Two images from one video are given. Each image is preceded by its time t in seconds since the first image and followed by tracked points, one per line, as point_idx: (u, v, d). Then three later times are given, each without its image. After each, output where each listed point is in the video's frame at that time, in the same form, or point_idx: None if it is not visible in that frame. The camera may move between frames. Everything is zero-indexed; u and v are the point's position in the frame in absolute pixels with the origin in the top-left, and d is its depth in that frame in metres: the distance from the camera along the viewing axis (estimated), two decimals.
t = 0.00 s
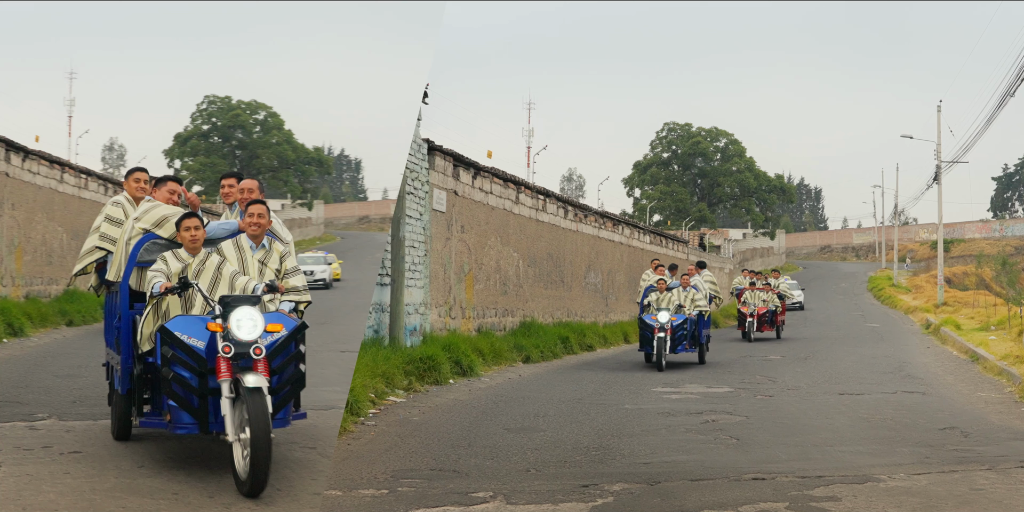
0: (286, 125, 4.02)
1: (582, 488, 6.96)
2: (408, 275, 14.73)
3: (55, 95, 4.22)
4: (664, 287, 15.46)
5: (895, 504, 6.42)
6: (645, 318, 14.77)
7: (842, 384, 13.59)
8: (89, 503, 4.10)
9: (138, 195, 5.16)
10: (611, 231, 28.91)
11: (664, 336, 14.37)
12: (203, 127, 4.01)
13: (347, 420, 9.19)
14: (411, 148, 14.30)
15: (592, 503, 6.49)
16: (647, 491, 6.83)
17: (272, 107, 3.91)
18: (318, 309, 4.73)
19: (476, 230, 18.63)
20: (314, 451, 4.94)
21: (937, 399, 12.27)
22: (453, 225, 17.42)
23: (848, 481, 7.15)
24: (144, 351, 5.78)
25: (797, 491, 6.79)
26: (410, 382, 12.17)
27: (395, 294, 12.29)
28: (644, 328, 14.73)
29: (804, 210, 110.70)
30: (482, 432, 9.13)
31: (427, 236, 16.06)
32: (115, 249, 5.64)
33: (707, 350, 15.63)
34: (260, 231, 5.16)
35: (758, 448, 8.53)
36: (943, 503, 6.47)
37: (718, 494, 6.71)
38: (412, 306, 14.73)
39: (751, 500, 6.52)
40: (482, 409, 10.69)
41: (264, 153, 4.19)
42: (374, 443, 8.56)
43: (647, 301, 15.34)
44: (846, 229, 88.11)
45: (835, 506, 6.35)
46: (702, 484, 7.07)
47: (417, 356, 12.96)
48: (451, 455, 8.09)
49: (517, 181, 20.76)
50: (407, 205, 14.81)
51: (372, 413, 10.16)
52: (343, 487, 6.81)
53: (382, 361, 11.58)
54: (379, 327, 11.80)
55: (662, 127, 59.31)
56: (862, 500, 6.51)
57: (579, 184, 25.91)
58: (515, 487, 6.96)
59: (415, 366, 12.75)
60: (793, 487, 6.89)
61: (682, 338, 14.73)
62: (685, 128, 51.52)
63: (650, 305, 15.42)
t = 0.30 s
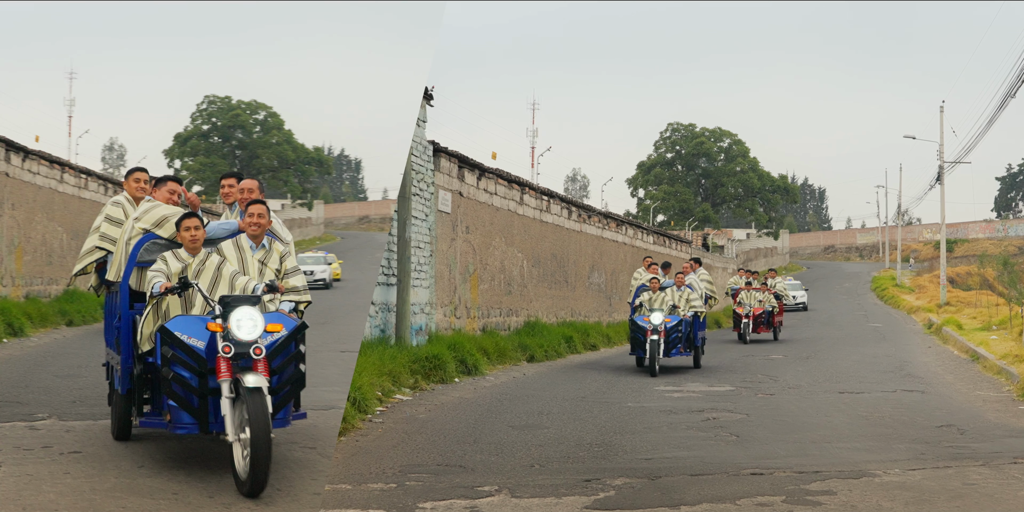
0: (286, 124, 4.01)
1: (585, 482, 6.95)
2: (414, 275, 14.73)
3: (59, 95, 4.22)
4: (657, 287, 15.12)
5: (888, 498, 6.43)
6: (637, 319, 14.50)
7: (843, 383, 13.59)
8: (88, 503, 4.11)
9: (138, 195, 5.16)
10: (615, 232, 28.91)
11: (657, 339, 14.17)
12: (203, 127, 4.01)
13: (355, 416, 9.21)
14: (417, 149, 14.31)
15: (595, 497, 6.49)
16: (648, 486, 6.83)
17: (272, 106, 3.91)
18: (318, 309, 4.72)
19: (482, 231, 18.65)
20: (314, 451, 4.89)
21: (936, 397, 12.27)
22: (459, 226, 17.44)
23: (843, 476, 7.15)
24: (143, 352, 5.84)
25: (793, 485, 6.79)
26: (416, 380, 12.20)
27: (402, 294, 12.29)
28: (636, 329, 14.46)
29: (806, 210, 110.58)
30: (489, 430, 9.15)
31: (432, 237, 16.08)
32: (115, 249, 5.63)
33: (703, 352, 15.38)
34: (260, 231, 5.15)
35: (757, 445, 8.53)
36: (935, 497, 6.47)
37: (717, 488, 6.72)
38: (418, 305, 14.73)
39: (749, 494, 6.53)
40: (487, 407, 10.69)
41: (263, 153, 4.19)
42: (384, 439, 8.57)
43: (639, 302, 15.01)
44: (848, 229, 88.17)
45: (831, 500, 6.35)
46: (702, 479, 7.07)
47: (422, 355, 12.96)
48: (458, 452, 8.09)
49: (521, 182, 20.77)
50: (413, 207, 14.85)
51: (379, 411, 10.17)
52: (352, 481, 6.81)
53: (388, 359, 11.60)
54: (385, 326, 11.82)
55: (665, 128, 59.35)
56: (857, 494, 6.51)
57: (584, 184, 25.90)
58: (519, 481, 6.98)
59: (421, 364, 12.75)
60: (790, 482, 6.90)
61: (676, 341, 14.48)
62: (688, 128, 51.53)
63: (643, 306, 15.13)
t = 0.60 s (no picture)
0: (286, 124, 4.01)
1: (583, 478, 6.96)
2: (417, 274, 14.73)
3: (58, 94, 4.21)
4: (646, 286, 14.41)
5: (877, 492, 6.43)
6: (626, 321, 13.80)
7: (841, 382, 13.61)
8: (88, 503, 4.11)
9: (139, 195, 5.16)
10: (616, 232, 28.91)
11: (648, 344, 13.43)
12: (203, 127, 4.01)
13: (360, 413, 9.22)
14: (420, 149, 14.32)
15: (593, 492, 6.49)
16: (645, 481, 6.84)
17: (272, 106, 3.91)
18: (318, 309, 4.72)
19: (484, 231, 18.64)
20: (314, 451, 4.84)
21: (932, 396, 12.28)
22: (461, 226, 17.43)
23: (836, 472, 7.16)
24: (144, 351, 5.87)
25: (787, 480, 6.80)
26: (419, 379, 12.20)
27: (405, 293, 12.30)
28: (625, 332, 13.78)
29: (808, 210, 110.42)
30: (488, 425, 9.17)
31: (435, 237, 16.06)
32: (115, 249, 5.61)
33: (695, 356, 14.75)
34: (261, 231, 5.14)
35: (754, 442, 8.54)
36: (925, 492, 6.48)
37: (713, 483, 6.73)
38: (421, 305, 14.74)
39: (743, 488, 6.55)
40: (488, 405, 10.69)
41: (263, 153, 4.19)
42: (389, 436, 8.57)
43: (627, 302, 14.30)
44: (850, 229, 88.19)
45: (822, 495, 6.35)
46: (697, 474, 7.07)
47: (425, 354, 12.96)
48: (462, 448, 8.09)
49: (523, 183, 20.77)
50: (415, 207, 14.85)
51: (382, 408, 10.18)
52: (357, 476, 6.81)
53: (392, 358, 11.60)
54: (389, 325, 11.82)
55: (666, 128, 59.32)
56: (847, 489, 6.52)
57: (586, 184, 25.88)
58: (519, 476, 6.99)
59: (423, 363, 12.75)
60: (783, 477, 6.90)
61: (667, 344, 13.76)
62: (690, 128, 51.49)
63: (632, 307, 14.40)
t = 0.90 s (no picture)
0: (286, 124, 4.01)
1: (580, 473, 6.96)
2: (418, 275, 14.74)
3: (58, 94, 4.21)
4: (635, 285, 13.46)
5: (865, 487, 6.44)
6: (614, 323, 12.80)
7: (838, 381, 13.62)
8: (88, 503, 4.11)
9: (139, 195, 5.16)
10: (616, 232, 28.92)
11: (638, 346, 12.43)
12: (203, 127, 4.01)
13: (362, 411, 9.22)
14: (422, 151, 14.31)
15: (590, 486, 6.50)
16: (640, 476, 6.84)
17: (272, 106, 3.90)
18: (318, 309, 4.72)
19: (485, 232, 18.64)
20: (314, 451, 4.83)
21: (926, 395, 12.29)
22: (462, 227, 17.43)
23: (827, 468, 7.16)
24: (144, 351, 5.86)
25: (778, 476, 6.81)
26: (420, 378, 12.20)
27: (407, 293, 12.31)
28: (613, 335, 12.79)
29: (808, 210, 110.55)
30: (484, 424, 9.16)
31: (437, 239, 16.05)
32: (115, 249, 5.61)
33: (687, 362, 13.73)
34: (260, 231, 5.14)
35: (748, 439, 8.54)
36: (912, 487, 6.49)
37: (707, 478, 6.74)
38: (422, 305, 14.74)
39: (735, 483, 6.57)
40: (489, 404, 10.69)
41: (263, 153, 4.19)
42: (390, 433, 8.57)
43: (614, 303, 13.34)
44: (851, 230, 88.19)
45: (811, 490, 6.36)
46: (692, 470, 7.07)
47: (426, 353, 12.96)
48: (464, 444, 8.09)
49: (523, 184, 20.75)
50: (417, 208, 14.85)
51: (385, 407, 10.17)
52: (360, 471, 6.82)
53: (393, 357, 11.61)
54: (391, 325, 11.81)
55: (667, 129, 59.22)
56: (837, 484, 6.52)
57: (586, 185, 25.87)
58: (518, 472, 7.00)
59: (425, 362, 12.75)
60: (775, 473, 6.91)
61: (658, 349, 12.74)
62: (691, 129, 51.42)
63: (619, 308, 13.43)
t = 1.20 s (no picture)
0: (286, 125, 4.01)
1: (580, 469, 6.95)
2: (422, 276, 14.74)
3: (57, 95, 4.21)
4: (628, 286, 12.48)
5: (857, 483, 6.45)
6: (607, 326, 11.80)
7: (837, 380, 13.62)
8: (88, 504, 4.11)
9: (139, 195, 5.16)
10: (618, 233, 28.90)
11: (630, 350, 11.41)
12: (203, 127, 4.02)
13: (368, 410, 9.22)
14: (424, 154, 14.32)
15: (589, 482, 6.51)
16: (639, 472, 6.84)
17: (272, 106, 3.90)
18: (318, 309, 4.72)
19: (487, 233, 18.62)
20: (314, 451, 4.82)
21: (923, 394, 12.30)
22: (465, 228, 17.40)
23: (821, 464, 7.15)
24: (143, 351, 5.88)
25: (773, 472, 6.81)
26: (424, 378, 12.18)
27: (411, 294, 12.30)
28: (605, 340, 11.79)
29: (810, 210, 110.46)
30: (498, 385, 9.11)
31: (440, 239, 16.04)
32: (115, 249, 5.61)
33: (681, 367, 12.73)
34: (261, 231, 5.14)
35: (745, 436, 8.54)
36: (903, 483, 6.49)
37: (704, 475, 6.75)
38: (426, 305, 14.74)
39: (731, 479, 6.57)
40: (492, 403, 10.69)
41: (263, 153, 4.19)
42: (396, 431, 8.58)
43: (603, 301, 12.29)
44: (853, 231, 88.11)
45: (805, 485, 6.36)
46: (690, 466, 7.06)
47: (429, 353, 12.94)
48: (470, 442, 8.12)
49: (525, 186, 20.74)
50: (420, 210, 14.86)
51: (389, 406, 10.16)
52: (365, 467, 6.84)
53: (397, 357, 11.60)
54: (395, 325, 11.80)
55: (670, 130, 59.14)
56: (830, 480, 6.53)
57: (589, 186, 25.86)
58: (520, 468, 7.00)
59: (428, 362, 12.73)
60: (770, 469, 6.91)
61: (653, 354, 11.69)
62: (694, 129, 50.72)
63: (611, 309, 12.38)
